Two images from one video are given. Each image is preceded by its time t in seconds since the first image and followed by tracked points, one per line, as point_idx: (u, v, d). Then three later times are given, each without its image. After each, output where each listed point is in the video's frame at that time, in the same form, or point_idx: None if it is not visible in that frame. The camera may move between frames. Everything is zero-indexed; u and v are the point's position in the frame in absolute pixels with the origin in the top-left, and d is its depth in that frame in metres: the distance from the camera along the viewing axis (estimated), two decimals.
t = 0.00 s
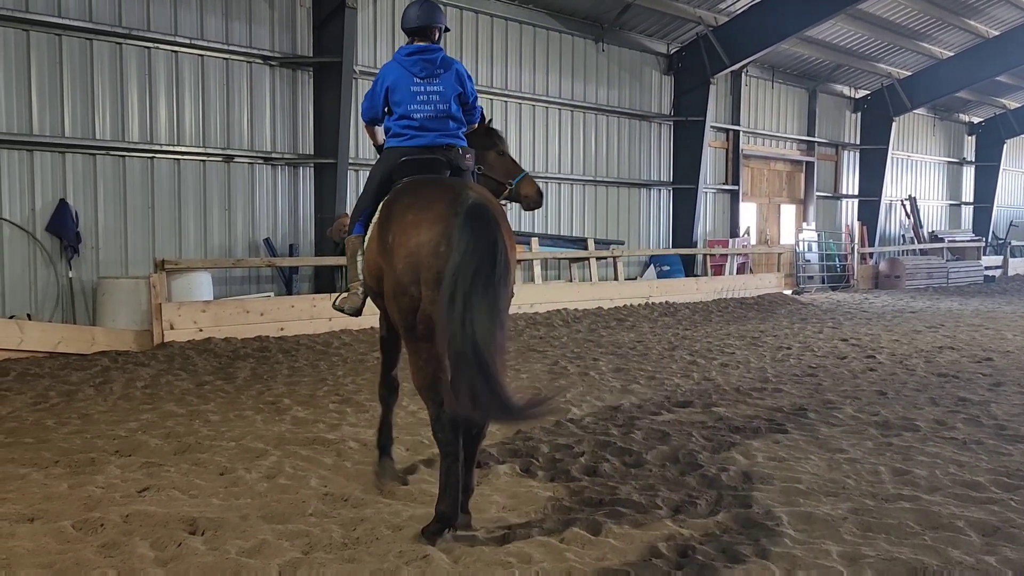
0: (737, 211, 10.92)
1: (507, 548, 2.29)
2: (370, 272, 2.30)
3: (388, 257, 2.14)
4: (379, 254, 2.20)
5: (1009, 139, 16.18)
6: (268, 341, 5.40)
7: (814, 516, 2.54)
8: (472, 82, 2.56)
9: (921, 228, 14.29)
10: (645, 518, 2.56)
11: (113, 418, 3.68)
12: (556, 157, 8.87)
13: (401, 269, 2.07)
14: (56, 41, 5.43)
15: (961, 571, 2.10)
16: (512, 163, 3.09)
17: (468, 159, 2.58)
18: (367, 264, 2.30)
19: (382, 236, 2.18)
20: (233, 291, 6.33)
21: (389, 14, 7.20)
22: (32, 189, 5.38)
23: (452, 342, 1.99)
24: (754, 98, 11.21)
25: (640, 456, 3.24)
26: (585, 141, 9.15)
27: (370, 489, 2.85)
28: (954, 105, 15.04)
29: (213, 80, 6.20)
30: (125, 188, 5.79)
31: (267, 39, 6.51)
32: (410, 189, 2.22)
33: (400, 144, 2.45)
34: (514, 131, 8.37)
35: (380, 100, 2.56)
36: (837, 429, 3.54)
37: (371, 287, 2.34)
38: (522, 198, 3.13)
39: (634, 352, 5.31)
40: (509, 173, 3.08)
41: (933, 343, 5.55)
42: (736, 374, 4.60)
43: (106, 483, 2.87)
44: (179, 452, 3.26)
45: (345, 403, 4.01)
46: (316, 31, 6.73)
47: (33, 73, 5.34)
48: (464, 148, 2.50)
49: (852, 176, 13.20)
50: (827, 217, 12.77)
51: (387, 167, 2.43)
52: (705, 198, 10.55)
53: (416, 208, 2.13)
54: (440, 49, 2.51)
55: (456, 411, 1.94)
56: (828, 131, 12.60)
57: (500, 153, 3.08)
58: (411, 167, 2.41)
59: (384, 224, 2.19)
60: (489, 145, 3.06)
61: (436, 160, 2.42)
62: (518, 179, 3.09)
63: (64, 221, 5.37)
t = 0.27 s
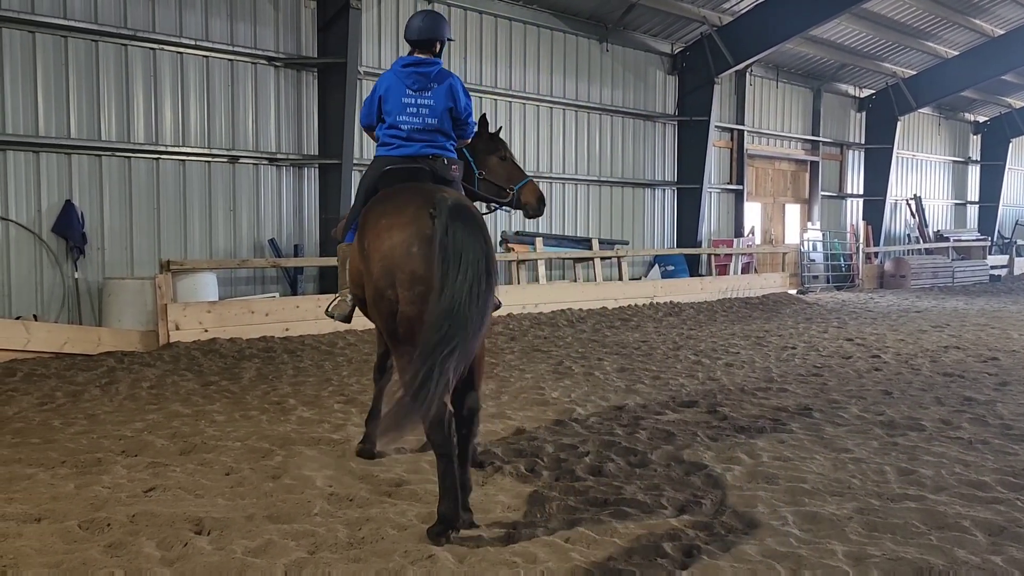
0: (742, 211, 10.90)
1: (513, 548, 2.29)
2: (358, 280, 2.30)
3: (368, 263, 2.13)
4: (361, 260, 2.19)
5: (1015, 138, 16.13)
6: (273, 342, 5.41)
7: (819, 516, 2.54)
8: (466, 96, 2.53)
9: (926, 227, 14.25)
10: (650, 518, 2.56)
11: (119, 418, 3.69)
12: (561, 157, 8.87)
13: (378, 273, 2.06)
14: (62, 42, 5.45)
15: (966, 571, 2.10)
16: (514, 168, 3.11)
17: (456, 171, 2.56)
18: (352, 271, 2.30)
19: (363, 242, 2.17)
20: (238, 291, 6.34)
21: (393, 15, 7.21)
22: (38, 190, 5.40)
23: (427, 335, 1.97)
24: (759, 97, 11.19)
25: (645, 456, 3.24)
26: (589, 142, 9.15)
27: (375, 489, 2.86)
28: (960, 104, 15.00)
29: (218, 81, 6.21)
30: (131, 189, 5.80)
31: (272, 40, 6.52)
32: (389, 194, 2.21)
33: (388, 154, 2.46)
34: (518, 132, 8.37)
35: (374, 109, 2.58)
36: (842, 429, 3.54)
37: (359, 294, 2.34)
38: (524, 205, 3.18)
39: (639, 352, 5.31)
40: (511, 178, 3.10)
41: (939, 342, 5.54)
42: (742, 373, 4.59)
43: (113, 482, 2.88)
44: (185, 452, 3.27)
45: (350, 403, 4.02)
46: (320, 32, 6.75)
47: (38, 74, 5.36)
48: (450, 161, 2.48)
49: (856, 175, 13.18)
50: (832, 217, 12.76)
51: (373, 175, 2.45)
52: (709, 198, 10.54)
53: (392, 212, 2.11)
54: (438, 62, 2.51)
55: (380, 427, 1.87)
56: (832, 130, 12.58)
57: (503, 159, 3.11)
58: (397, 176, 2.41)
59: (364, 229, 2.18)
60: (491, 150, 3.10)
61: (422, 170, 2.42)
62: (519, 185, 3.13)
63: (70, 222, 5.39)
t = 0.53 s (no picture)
0: (748, 211, 10.89)
1: (520, 548, 2.29)
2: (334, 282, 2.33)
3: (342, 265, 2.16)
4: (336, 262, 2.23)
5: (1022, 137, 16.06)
6: (280, 342, 5.42)
7: (826, 516, 2.54)
8: (448, 100, 2.52)
9: (934, 227, 14.21)
10: (657, 518, 2.56)
11: (127, 419, 3.71)
12: (566, 157, 8.86)
13: (348, 275, 2.09)
14: (69, 44, 5.47)
15: (974, 572, 2.09)
16: (504, 172, 3.12)
17: (434, 173, 2.55)
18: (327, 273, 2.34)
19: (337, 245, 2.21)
20: (245, 292, 6.36)
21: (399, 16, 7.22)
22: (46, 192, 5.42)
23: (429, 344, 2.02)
24: (765, 97, 11.18)
25: (651, 456, 3.24)
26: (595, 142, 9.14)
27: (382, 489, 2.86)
28: (967, 103, 14.95)
29: (225, 82, 6.23)
30: (138, 190, 5.82)
31: (278, 42, 6.54)
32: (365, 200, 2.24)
33: (366, 152, 2.48)
34: (523, 132, 8.37)
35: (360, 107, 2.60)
36: (849, 429, 3.53)
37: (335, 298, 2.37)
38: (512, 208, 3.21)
39: (645, 352, 5.30)
40: (500, 181, 3.12)
41: (947, 342, 5.52)
42: (748, 373, 4.58)
43: (121, 483, 2.89)
44: (193, 452, 3.28)
45: (356, 403, 4.03)
46: (326, 33, 6.76)
47: (46, 76, 5.38)
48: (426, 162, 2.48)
49: (863, 175, 13.15)
50: (838, 216, 12.73)
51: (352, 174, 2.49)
52: (716, 198, 10.53)
53: (365, 217, 2.14)
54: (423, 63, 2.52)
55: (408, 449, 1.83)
56: (839, 130, 12.56)
57: (494, 161, 3.11)
58: (373, 176, 2.43)
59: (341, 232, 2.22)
60: (485, 151, 3.10)
61: (397, 171, 2.44)
62: (506, 188, 3.15)
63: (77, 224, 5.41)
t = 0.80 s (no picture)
0: (757, 211, 10.86)
1: (528, 549, 2.29)
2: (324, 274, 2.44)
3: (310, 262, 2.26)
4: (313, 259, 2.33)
5: None
6: (288, 344, 5.43)
7: (836, 517, 2.53)
8: (431, 106, 2.53)
9: (943, 227, 14.16)
10: (666, 518, 2.56)
11: (137, 420, 3.72)
12: (574, 158, 8.86)
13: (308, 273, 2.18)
14: (79, 47, 5.50)
15: (986, 574, 2.08)
16: (506, 182, 3.19)
17: (415, 176, 2.55)
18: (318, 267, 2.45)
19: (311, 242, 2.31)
20: (254, 294, 6.37)
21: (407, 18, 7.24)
22: (56, 193, 5.45)
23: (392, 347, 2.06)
24: (774, 97, 11.16)
25: (660, 457, 3.24)
26: (603, 142, 9.13)
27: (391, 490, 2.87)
28: (977, 103, 14.89)
29: (233, 84, 6.24)
30: (148, 192, 5.84)
31: (286, 43, 6.55)
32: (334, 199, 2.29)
33: (348, 153, 2.52)
34: (531, 133, 8.38)
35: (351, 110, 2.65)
36: (859, 430, 3.51)
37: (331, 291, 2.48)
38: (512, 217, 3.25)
39: (654, 352, 5.29)
40: (501, 188, 3.18)
41: (957, 343, 5.50)
42: (757, 374, 4.57)
43: (131, 483, 2.90)
44: (202, 453, 3.29)
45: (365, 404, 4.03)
46: (334, 35, 6.78)
47: (56, 78, 5.41)
48: (405, 164, 2.48)
49: (872, 174, 13.11)
50: (848, 216, 12.69)
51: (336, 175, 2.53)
52: (724, 198, 10.51)
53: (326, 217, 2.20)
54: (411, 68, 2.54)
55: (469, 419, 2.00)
56: (848, 130, 12.52)
57: (498, 169, 3.16)
58: (352, 176, 2.46)
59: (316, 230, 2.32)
60: (490, 159, 3.15)
61: (375, 171, 2.44)
62: (507, 196, 3.20)
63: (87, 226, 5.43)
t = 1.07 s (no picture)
0: (768, 212, 10.82)
1: (539, 551, 2.29)
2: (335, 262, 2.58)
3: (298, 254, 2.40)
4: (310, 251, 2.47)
5: None
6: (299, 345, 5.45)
7: (850, 520, 2.51)
8: (412, 103, 2.64)
9: (956, 227, 14.06)
10: (677, 520, 2.55)
11: (150, 421, 3.74)
12: (585, 159, 8.86)
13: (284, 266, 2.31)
14: (92, 50, 5.54)
15: None
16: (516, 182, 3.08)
17: (400, 171, 2.64)
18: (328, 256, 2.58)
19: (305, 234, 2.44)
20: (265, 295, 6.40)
21: (417, 20, 7.25)
22: (69, 196, 5.49)
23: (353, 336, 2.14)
24: (785, 98, 11.12)
25: (671, 459, 3.23)
26: (613, 143, 9.12)
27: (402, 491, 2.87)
28: (990, 103, 14.78)
29: (245, 87, 6.27)
30: (160, 195, 5.87)
31: (297, 46, 6.58)
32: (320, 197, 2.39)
33: (341, 155, 2.69)
34: (541, 135, 8.39)
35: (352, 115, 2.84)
36: (871, 431, 3.50)
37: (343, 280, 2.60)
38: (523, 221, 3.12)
39: (664, 354, 5.28)
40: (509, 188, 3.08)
41: (971, 344, 5.46)
42: (769, 376, 4.56)
43: (144, 484, 2.92)
44: (214, 455, 3.30)
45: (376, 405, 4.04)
46: (345, 38, 6.80)
47: (69, 82, 5.45)
48: (386, 160, 2.58)
49: (884, 174, 13.04)
50: (860, 217, 12.63)
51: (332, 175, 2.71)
52: (735, 199, 10.47)
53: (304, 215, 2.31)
54: (398, 70, 2.69)
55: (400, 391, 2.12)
56: (860, 130, 12.46)
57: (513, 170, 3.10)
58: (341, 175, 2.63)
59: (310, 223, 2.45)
60: (505, 159, 3.08)
61: (358, 170, 2.59)
62: (518, 198, 3.09)
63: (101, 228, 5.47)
